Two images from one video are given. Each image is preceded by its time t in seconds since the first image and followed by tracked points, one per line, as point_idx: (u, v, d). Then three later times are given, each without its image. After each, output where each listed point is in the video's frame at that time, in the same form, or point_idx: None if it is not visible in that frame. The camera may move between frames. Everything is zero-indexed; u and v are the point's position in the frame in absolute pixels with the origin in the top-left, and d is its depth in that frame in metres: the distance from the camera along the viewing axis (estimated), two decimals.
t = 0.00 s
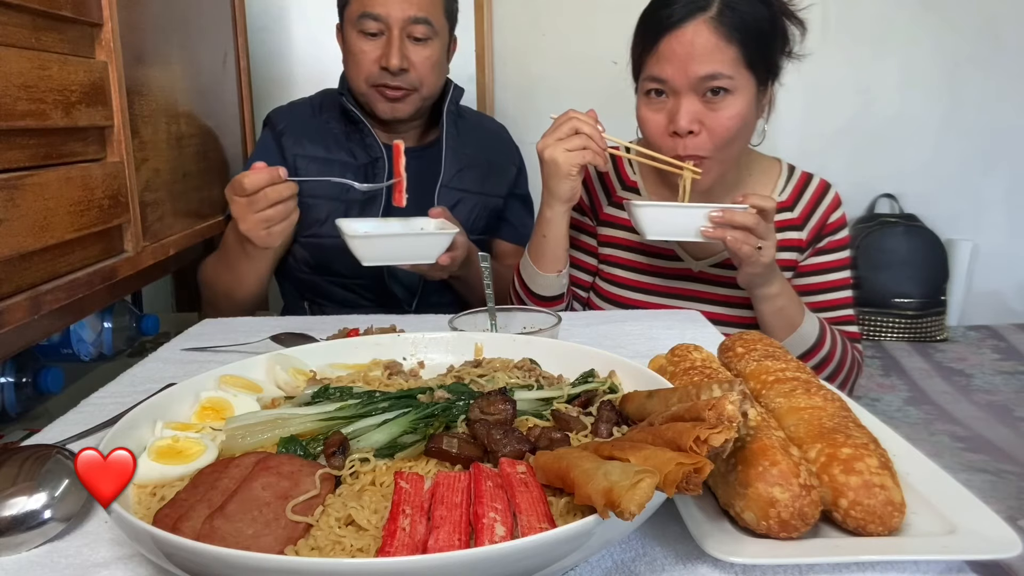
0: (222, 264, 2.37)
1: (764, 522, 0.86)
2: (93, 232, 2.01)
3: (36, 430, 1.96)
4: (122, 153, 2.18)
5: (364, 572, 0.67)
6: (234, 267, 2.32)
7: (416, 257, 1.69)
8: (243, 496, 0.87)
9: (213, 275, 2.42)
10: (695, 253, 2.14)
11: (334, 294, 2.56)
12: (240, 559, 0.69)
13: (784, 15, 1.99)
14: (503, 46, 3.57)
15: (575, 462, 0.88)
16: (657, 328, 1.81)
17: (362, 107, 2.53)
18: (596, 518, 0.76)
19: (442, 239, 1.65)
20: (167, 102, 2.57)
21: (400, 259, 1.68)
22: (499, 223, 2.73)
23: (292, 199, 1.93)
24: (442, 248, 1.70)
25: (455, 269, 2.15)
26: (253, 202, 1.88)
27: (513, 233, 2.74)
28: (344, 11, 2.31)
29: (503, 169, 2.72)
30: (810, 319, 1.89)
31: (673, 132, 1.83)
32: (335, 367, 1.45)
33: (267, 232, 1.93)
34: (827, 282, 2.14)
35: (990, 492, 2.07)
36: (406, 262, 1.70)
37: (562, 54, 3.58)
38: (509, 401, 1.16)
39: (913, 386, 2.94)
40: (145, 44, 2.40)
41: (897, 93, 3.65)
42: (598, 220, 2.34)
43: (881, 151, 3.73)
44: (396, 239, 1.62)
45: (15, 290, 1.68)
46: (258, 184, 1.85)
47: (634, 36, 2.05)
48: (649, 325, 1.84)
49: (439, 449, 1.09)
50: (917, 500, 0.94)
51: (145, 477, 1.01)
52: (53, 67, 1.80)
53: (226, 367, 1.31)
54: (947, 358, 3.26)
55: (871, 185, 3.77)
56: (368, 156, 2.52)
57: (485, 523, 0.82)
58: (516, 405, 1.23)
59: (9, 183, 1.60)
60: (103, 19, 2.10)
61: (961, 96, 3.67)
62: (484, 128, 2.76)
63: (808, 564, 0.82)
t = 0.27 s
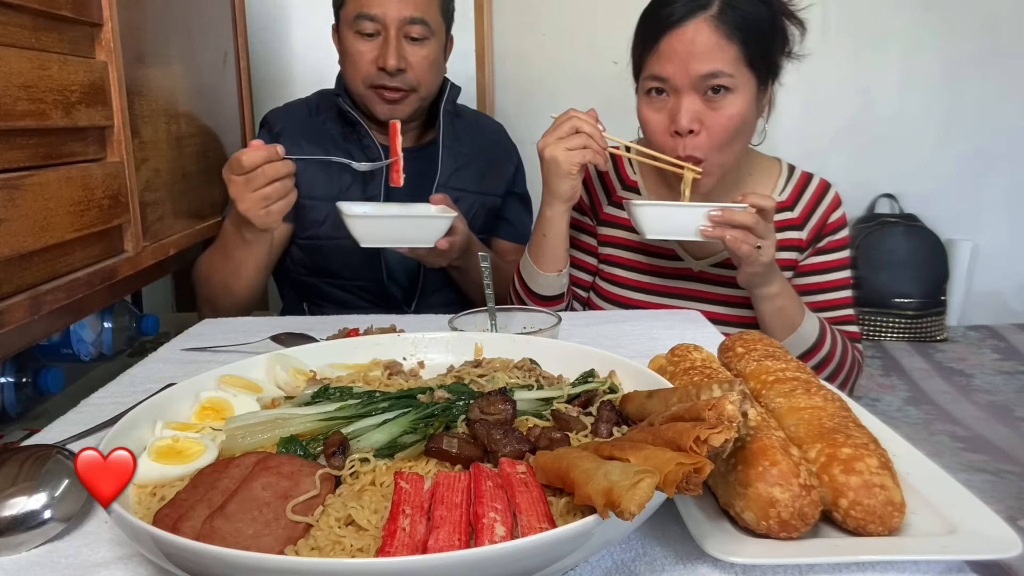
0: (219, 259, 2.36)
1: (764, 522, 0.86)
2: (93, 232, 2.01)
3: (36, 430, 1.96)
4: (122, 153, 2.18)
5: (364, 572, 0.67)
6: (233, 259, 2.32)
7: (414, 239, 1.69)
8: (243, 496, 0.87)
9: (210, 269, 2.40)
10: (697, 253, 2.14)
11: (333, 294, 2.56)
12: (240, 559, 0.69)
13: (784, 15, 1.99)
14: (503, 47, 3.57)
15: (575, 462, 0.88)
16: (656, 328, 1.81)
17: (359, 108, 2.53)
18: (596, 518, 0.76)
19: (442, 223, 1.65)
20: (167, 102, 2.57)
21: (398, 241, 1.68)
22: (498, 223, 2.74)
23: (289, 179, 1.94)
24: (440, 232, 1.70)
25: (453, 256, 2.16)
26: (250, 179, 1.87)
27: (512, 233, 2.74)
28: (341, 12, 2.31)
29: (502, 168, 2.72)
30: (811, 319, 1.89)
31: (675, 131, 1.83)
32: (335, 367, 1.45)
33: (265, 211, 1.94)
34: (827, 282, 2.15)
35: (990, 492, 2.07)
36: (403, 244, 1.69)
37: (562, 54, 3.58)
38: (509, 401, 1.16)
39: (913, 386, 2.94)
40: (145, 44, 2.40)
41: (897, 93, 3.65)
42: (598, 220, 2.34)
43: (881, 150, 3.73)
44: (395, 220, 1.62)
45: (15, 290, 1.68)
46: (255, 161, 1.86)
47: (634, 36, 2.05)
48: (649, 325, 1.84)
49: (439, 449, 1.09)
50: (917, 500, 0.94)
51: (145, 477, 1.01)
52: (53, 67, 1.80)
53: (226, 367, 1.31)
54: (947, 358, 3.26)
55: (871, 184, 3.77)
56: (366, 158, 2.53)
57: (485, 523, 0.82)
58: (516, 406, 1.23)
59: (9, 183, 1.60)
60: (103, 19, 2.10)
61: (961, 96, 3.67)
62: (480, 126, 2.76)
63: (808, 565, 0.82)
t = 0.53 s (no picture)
0: (216, 260, 2.36)
1: (764, 522, 0.86)
2: (93, 231, 2.01)
3: (36, 430, 1.96)
4: (122, 153, 2.18)
5: (364, 572, 0.66)
6: (231, 261, 2.32)
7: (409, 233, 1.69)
8: (243, 496, 0.87)
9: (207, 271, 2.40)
10: (697, 253, 2.15)
11: (333, 295, 2.56)
12: (240, 559, 0.69)
13: (784, 15, 1.99)
14: (503, 47, 3.57)
15: (574, 462, 0.88)
16: (657, 328, 1.81)
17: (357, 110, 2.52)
18: (596, 518, 0.76)
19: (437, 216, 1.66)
20: (167, 102, 2.57)
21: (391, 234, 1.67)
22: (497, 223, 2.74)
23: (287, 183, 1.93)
24: (436, 225, 1.70)
25: (451, 249, 2.17)
26: (248, 182, 1.87)
27: (512, 234, 2.74)
28: (338, 13, 2.31)
29: (501, 167, 2.72)
30: (810, 319, 1.89)
31: (676, 132, 1.83)
32: (335, 367, 1.45)
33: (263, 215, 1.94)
34: (827, 282, 2.15)
35: (990, 492, 2.07)
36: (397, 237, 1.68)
37: (562, 54, 3.58)
38: (509, 401, 1.16)
39: (913, 386, 2.94)
40: (145, 44, 2.40)
41: (897, 93, 3.65)
42: (598, 220, 2.34)
43: (881, 151, 3.73)
44: (388, 212, 1.61)
45: (15, 291, 1.68)
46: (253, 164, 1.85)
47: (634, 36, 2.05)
48: (649, 325, 1.84)
49: (439, 449, 1.09)
50: (917, 500, 0.94)
51: (145, 477, 1.01)
52: (53, 67, 1.80)
53: (226, 367, 1.31)
54: (947, 358, 3.26)
55: (871, 185, 3.77)
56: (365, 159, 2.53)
57: (485, 523, 0.82)
58: (516, 406, 1.23)
59: (9, 183, 1.60)
60: (103, 19, 2.10)
61: (961, 96, 3.67)
62: (478, 125, 2.76)
63: (809, 564, 0.82)
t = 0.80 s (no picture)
0: (214, 264, 2.36)
1: (764, 522, 0.86)
2: (93, 231, 2.01)
3: (36, 430, 1.96)
4: (122, 153, 2.18)
5: (364, 572, 0.66)
6: (228, 265, 2.32)
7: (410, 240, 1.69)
8: (243, 496, 0.87)
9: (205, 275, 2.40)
10: (698, 252, 2.15)
11: (333, 294, 2.56)
12: (240, 559, 0.69)
13: (785, 15, 1.99)
14: (503, 47, 3.57)
15: (574, 462, 0.88)
16: (656, 328, 1.81)
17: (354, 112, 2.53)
18: (596, 518, 0.76)
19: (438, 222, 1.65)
20: (167, 102, 2.57)
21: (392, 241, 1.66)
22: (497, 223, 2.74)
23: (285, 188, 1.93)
24: (436, 231, 1.70)
25: (451, 254, 2.16)
26: (244, 188, 1.87)
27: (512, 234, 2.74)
28: (336, 16, 2.30)
29: (501, 168, 2.72)
30: (810, 319, 1.89)
31: (676, 126, 1.83)
32: (335, 367, 1.45)
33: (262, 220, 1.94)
34: (827, 282, 2.15)
35: (990, 492, 2.07)
36: (398, 245, 1.69)
37: (562, 54, 3.58)
38: (509, 401, 1.16)
39: (913, 386, 2.94)
40: (145, 44, 2.40)
41: (897, 93, 3.65)
42: (598, 220, 2.34)
43: (881, 151, 3.73)
44: (388, 220, 1.61)
45: (15, 291, 1.68)
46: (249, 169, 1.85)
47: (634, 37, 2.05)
48: (649, 325, 1.84)
49: (439, 449, 1.09)
50: (917, 499, 0.94)
51: (145, 477, 1.01)
52: (53, 67, 1.80)
53: (226, 367, 1.31)
54: (947, 358, 3.26)
55: (871, 185, 3.77)
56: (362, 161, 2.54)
57: (485, 523, 0.82)
58: (516, 406, 1.23)
59: (9, 183, 1.60)
60: (103, 19, 2.10)
61: (961, 96, 3.67)
62: (478, 125, 2.77)
63: (808, 564, 0.82)
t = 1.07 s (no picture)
0: (216, 265, 2.36)
1: (764, 522, 0.86)
2: (93, 231, 2.01)
3: (36, 430, 1.96)
4: (122, 153, 2.18)
5: (364, 572, 0.66)
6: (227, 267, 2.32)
7: (419, 255, 1.69)
8: (243, 496, 0.87)
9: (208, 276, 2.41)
10: (697, 252, 2.15)
11: (332, 294, 2.56)
12: (240, 559, 0.69)
13: (784, 15, 1.99)
14: (503, 47, 3.57)
15: (575, 462, 0.88)
16: (656, 328, 1.81)
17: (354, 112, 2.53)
18: (596, 518, 0.76)
19: (447, 233, 1.68)
20: (167, 102, 2.57)
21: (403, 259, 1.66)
22: (498, 224, 2.74)
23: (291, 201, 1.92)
24: (447, 242, 1.72)
25: (459, 268, 2.16)
26: (247, 191, 1.87)
27: (513, 235, 2.74)
28: (338, 20, 2.28)
29: (501, 169, 2.72)
30: (810, 319, 1.89)
31: (675, 130, 1.83)
32: (335, 367, 1.45)
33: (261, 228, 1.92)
34: (827, 281, 2.15)
35: (991, 492, 2.07)
36: (409, 262, 1.69)
37: (562, 54, 3.58)
38: (508, 401, 1.16)
39: (913, 386, 2.94)
40: (145, 44, 2.40)
41: (897, 93, 3.65)
42: (598, 220, 2.34)
43: (881, 151, 3.73)
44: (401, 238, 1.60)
45: (15, 290, 1.68)
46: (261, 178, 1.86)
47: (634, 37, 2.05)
48: (649, 325, 1.84)
49: (439, 449, 1.09)
50: (916, 499, 0.94)
51: (145, 477, 1.01)
52: (53, 67, 1.80)
53: (226, 367, 1.31)
54: (947, 358, 3.26)
55: (871, 185, 3.77)
56: (361, 162, 2.52)
57: (485, 523, 0.82)
58: (516, 406, 1.23)
59: (9, 183, 1.60)
60: (103, 19, 2.10)
61: (961, 97, 3.67)
62: (479, 126, 2.77)
63: (808, 564, 0.82)
